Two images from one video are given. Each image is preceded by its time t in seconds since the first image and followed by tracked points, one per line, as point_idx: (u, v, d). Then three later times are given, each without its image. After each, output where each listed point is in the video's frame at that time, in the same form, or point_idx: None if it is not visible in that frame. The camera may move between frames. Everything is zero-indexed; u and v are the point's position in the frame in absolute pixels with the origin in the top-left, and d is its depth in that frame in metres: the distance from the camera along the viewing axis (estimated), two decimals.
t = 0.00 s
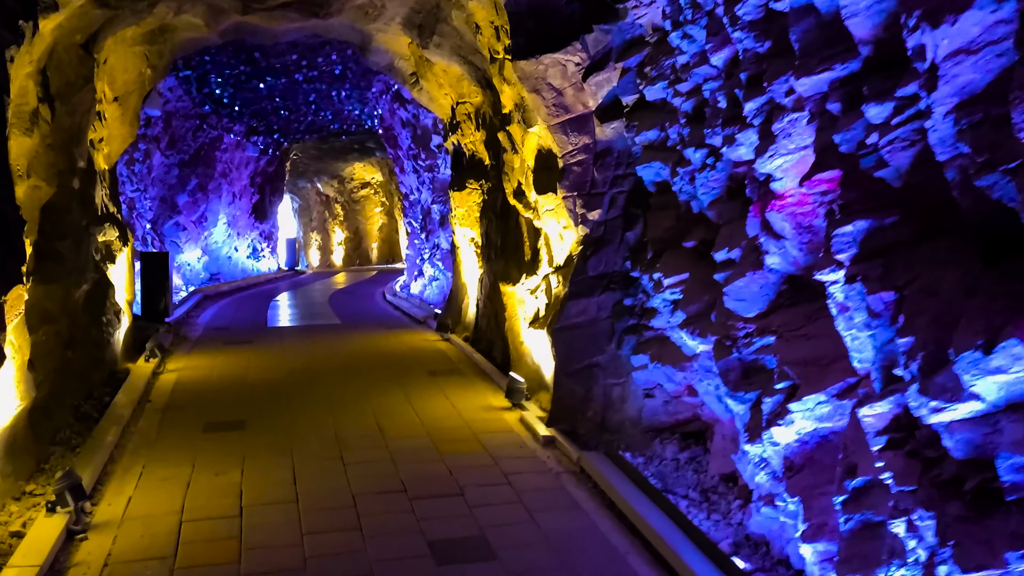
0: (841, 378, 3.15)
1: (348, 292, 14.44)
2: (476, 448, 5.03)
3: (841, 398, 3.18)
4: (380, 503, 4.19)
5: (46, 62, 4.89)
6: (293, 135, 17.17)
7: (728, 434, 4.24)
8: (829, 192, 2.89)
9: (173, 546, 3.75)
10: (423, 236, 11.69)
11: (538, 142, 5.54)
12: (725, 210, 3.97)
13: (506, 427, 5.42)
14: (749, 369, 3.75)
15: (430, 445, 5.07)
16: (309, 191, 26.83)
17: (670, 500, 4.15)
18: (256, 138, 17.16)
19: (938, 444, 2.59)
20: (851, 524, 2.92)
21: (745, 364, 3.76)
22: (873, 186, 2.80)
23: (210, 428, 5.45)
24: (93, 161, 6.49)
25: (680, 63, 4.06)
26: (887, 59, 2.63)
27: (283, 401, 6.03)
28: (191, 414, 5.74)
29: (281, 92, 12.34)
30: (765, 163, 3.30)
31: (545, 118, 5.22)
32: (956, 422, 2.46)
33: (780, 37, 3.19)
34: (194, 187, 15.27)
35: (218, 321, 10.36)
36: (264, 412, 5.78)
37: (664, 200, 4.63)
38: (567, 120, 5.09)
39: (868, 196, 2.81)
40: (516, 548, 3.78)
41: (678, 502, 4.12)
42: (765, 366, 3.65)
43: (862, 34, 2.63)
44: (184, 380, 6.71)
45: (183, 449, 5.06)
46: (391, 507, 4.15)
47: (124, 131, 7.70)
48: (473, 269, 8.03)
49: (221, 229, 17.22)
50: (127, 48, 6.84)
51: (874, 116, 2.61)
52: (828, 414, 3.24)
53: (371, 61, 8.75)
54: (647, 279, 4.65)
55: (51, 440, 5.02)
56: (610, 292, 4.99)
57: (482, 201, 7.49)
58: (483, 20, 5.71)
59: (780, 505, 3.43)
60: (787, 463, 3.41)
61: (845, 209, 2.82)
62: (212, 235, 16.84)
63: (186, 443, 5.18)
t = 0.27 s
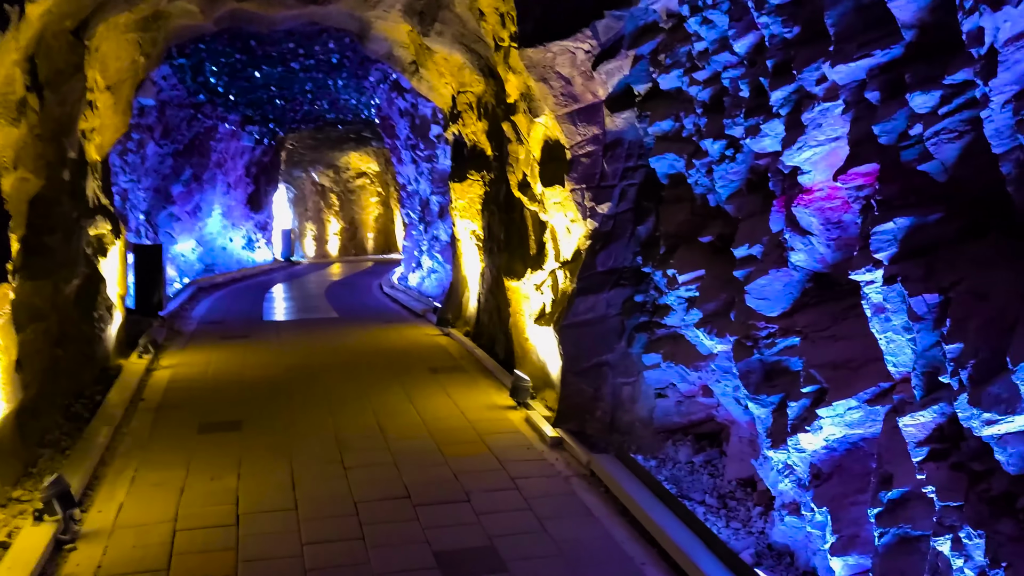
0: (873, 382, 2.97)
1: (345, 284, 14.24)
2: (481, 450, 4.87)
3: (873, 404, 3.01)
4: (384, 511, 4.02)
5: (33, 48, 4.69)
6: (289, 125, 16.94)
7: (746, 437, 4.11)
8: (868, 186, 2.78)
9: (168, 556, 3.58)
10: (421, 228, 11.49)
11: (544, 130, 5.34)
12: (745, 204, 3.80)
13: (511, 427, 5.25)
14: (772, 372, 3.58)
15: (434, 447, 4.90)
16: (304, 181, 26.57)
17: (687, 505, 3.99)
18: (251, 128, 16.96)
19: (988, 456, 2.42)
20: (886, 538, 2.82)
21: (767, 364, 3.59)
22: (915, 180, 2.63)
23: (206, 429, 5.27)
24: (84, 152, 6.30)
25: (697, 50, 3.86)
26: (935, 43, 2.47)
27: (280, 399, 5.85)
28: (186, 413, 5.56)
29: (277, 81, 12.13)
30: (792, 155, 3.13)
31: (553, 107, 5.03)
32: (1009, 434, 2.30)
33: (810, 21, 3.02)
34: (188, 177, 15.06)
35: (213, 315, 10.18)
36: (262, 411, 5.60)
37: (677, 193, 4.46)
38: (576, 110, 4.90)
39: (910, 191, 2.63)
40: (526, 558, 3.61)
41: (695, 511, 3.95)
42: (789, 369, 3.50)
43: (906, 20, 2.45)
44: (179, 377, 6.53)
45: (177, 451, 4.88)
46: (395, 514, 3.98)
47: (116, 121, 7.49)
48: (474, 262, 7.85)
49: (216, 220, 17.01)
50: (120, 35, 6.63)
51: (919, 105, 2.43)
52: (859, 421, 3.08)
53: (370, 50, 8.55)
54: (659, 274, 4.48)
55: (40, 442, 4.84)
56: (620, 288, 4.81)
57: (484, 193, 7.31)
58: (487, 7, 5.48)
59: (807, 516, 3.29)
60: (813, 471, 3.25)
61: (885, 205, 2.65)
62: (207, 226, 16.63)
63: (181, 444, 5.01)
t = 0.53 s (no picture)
0: (909, 394, 2.80)
1: (343, 284, 14.06)
2: (487, 459, 4.69)
3: (909, 418, 2.84)
4: (388, 524, 3.85)
5: (21, 41, 4.51)
6: (286, 124, 16.75)
7: (765, 448, 3.96)
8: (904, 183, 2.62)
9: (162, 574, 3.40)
10: (421, 228, 11.32)
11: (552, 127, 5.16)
12: (767, 204, 3.63)
13: (517, 434, 5.08)
14: (796, 381, 3.42)
15: (439, 455, 4.73)
16: (301, 180, 26.37)
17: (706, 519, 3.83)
18: (247, 126, 16.76)
19: None
20: (926, 561, 2.68)
21: (791, 373, 3.42)
22: (961, 180, 2.47)
23: (201, 436, 5.09)
24: (76, 149, 6.11)
25: (716, 43, 3.70)
26: (984, 32, 2.30)
27: (278, 404, 5.68)
28: (180, 419, 5.38)
29: (274, 79, 11.94)
30: (823, 152, 2.95)
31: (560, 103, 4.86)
32: None
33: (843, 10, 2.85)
34: (184, 176, 14.87)
35: (210, 316, 9.99)
36: (259, 417, 5.43)
37: (692, 192, 4.29)
38: (585, 106, 4.72)
39: (955, 192, 2.47)
40: None
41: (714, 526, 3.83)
42: (815, 377, 3.32)
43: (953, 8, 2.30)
44: (173, 381, 6.35)
45: (172, 460, 4.70)
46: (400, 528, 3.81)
47: (110, 118, 7.30)
48: (476, 263, 7.67)
49: (212, 220, 16.82)
50: (113, 29, 6.45)
51: (966, 98, 2.31)
52: (892, 435, 2.90)
53: (369, 46, 8.37)
54: (672, 277, 4.32)
55: (29, 450, 4.66)
56: (632, 292, 4.65)
57: (487, 192, 7.14)
58: None
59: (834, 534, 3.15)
60: (843, 487, 3.09)
61: (928, 207, 2.49)
62: (203, 226, 16.45)
63: (176, 452, 4.83)
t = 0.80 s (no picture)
0: (952, 419, 2.63)
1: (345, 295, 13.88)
2: (495, 480, 4.50)
3: (951, 444, 2.66)
4: (392, 552, 3.65)
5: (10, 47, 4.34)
6: (286, 133, 16.59)
7: (787, 471, 3.79)
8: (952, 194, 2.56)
9: None
10: (424, 239, 11.14)
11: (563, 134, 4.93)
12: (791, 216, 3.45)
13: (525, 453, 4.89)
14: (824, 403, 3.23)
15: (444, 476, 4.54)
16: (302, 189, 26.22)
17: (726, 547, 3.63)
18: (247, 136, 16.61)
19: None
20: None
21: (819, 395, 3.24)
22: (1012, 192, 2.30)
23: (197, 455, 4.90)
24: (70, 160, 5.94)
25: (738, 47, 3.47)
26: None
27: (277, 422, 5.49)
28: (176, 438, 5.19)
29: (274, 88, 11.78)
30: (857, 162, 2.78)
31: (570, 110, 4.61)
32: None
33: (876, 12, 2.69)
34: (183, 186, 14.71)
35: (208, 328, 9.81)
36: (257, 435, 5.23)
37: (708, 204, 4.11)
38: (596, 114, 4.48)
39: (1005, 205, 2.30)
40: None
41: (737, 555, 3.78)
42: (846, 400, 3.12)
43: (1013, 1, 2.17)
44: (169, 397, 6.16)
45: (165, 481, 4.51)
46: (404, 556, 3.62)
47: (105, 127, 7.12)
48: (481, 275, 7.49)
49: (212, 230, 16.66)
50: (109, 37, 6.28)
51: None
52: (933, 462, 2.73)
53: (371, 54, 8.20)
54: (688, 292, 4.12)
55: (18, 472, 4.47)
56: (643, 309, 4.43)
57: (493, 203, 6.96)
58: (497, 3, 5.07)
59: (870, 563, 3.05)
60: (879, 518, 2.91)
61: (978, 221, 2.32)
62: (203, 236, 16.29)
63: (170, 472, 4.64)
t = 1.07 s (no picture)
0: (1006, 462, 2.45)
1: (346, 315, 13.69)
2: (504, 515, 4.30)
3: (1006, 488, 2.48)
4: None
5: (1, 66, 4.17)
6: (287, 151, 16.45)
7: (816, 507, 3.67)
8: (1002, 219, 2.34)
9: None
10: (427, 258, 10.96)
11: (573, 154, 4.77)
12: (820, 239, 3.26)
13: (536, 486, 4.69)
14: (860, 439, 3.04)
15: (451, 511, 4.33)
16: (303, 207, 26.07)
17: None
18: (248, 155, 16.46)
19: None
20: None
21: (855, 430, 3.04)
22: None
23: (193, 489, 4.70)
24: (64, 182, 5.76)
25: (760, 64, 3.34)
26: None
27: (276, 452, 5.29)
28: (171, 470, 5.00)
29: (275, 106, 11.63)
30: (896, 185, 2.61)
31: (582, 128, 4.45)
32: None
33: (919, 22, 2.51)
34: (183, 205, 14.55)
35: (207, 350, 9.62)
36: (256, 467, 5.04)
37: (728, 226, 3.93)
38: (610, 132, 4.30)
39: None
40: None
41: None
42: (885, 437, 2.93)
43: None
44: (165, 425, 5.96)
45: (159, 517, 4.31)
46: None
47: (102, 147, 6.95)
48: (486, 296, 7.30)
49: (212, 249, 16.49)
50: (106, 55, 6.11)
51: None
52: (984, 507, 2.54)
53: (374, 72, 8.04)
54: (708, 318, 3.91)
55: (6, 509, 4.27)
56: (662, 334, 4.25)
57: (499, 223, 6.78)
58: (506, 20, 4.96)
59: None
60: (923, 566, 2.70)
61: None
62: (203, 256, 16.11)
63: (164, 508, 4.44)
